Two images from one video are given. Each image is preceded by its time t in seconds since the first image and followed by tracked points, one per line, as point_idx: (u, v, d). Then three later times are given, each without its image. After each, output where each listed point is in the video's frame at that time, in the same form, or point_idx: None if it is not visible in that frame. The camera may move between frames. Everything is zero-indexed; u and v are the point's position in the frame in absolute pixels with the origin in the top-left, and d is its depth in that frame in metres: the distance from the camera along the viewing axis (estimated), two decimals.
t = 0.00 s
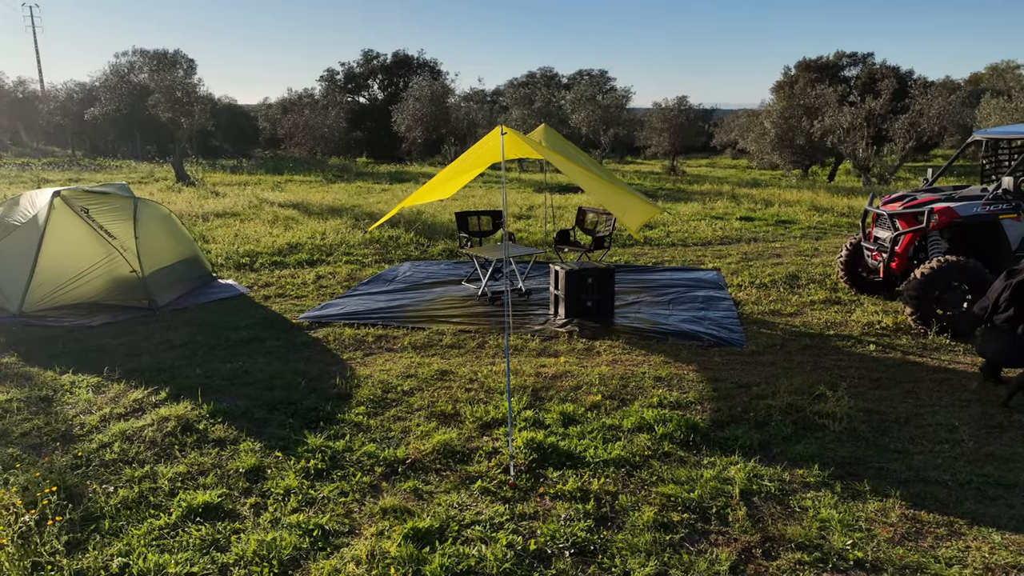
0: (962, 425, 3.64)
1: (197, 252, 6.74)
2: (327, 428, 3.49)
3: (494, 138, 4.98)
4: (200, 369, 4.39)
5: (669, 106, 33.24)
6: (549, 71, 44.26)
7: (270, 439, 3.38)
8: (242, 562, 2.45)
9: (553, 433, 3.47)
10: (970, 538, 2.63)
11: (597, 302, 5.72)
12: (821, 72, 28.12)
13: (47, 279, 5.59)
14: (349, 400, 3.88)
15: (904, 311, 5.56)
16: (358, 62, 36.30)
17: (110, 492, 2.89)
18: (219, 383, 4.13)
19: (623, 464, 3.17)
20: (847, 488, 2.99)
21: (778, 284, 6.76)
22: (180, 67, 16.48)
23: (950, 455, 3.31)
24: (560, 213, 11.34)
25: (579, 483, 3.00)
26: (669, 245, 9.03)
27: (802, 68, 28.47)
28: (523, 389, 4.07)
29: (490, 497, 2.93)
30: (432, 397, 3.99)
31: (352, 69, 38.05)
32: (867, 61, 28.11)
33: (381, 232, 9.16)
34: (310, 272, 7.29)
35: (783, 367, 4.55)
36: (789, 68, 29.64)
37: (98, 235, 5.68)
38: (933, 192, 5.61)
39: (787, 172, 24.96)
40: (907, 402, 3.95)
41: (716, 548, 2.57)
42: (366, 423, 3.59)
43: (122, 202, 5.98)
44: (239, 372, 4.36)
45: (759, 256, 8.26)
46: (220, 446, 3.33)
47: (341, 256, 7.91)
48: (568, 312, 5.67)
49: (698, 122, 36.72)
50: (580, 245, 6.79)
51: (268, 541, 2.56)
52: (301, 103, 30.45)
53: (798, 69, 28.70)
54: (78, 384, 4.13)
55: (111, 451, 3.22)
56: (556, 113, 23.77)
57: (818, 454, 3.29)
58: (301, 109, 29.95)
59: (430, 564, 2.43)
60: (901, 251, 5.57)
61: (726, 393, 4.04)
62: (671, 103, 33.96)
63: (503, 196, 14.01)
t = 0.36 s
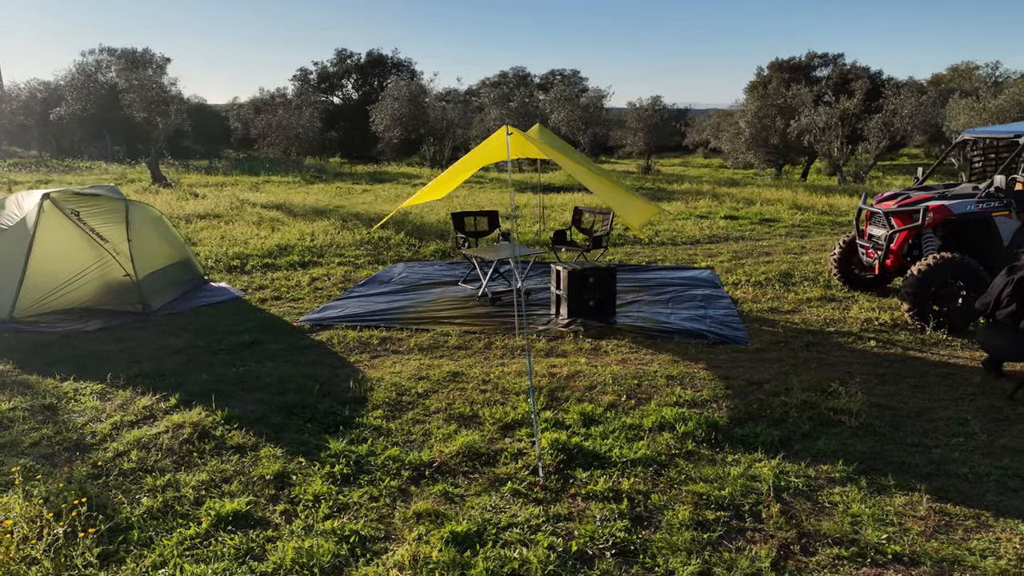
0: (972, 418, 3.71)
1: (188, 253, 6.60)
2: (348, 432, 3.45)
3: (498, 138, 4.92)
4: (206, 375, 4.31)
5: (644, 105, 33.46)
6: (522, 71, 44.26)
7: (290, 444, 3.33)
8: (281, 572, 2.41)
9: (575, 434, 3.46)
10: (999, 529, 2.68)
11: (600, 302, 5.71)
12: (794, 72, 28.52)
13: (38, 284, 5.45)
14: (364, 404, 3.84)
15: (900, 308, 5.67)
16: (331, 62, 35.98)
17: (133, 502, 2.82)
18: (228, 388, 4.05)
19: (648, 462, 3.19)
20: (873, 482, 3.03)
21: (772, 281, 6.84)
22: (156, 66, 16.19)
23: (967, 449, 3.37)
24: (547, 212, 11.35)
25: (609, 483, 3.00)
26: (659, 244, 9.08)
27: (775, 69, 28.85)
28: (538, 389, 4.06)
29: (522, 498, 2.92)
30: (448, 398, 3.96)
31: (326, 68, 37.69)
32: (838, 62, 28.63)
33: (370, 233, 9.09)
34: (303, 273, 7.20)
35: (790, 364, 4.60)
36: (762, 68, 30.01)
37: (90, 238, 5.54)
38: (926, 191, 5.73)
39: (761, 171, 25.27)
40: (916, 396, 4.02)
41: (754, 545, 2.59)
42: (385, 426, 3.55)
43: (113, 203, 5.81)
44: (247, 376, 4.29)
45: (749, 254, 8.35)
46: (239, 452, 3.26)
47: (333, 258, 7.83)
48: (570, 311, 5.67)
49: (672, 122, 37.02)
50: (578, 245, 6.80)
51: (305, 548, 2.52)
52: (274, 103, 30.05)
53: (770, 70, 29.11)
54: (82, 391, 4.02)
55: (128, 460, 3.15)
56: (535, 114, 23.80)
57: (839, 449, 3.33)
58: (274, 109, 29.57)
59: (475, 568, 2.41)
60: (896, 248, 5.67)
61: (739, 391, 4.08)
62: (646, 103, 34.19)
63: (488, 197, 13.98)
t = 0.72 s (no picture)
0: (981, 411, 3.79)
1: (179, 255, 6.47)
2: (370, 437, 3.41)
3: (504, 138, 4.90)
4: (213, 380, 4.22)
5: (619, 105, 33.63)
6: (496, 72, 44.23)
7: (313, 450, 3.28)
8: None
9: (599, 434, 3.47)
10: None
11: (602, 301, 5.72)
12: (767, 73, 28.88)
13: (29, 289, 5.29)
14: (381, 407, 3.79)
15: (895, 304, 5.78)
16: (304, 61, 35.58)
17: (159, 512, 2.75)
18: (240, 394, 3.98)
19: (675, 462, 3.20)
20: (897, 476, 3.07)
21: (766, 279, 6.92)
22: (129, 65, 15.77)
23: (981, 442, 3.44)
24: (533, 213, 11.34)
25: (640, 483, 3.01)
26: (649, 243, 9.12)
27: (748, 69, 29.19)
28: (553, 390, 4.06)
29: (554, 500, 2.92)
30: (464, 400, 3.94)
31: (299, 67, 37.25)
32: (809, 63, 29.12)
33: (360, 235, 9.00)
34: (296, 275, 7.10)
35: (797, 361, 4.65)
36: (736, 69, 30.36)
37: (82, 241, 5.40)
38: (920, 190, 5.85)
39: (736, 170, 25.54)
40: (924, 391, 4.09)
41: (792, 542, 2.62)
42: (406, 430, 3.52)
43: (105, 205, 5.68)
44: (256, 381, 4.21)
45: (739, 253, 8.43)
46: (262, 459, 3.21)
47: (325, 259, 7.73)
48: (572, 311, 5.67)
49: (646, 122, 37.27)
50: (576, 245, 6.81)
51: (345, 555, 2.49)
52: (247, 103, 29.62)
53: (744, 70, 29.48)
54: (86, 399, 3.92)
55: (148, 468, 3.07)
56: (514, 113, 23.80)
57: (859, 445, 3.38)
58: (247, 109, 29.15)
59: (520, 571, 2.40)
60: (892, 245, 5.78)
61: (752, 388, 4.12)
62: (621, 103, 34.36)
63: (471, 197, 13.95)
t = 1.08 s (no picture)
0: (988, 405, 3.87)
1: (172, 257, 6.34)
2: (391, 441, 3.38)
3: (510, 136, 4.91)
4: (220, 386, 4.15)
5: (596, 105, 33.78)
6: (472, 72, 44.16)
7: (335, 455, 3.24)
8: None
9: (620, 434, 3.47)
10: None
11: (604, 302, 5.71)
12: (742, 73, 29.21)
13: (20, 295, 5.15)
14: (397, 411, 3.75)
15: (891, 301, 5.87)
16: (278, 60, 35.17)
17: (187, 521, 2.70)
18: (251, 398, 3.92)
19: (700, 460, 3.22)
20: (918, 471, 3.13)
21: (761, 278, 6.99)
22: (100, 63, 15.31)
23: (993, 436, 3.51)
24: (521, 213, 11.33)
25: (669, 482, 3.02)
26: (640, 243, 9.16)
27: (724, 69, 29.50)
28: (568, 391, 4.05)
29: (585, 500, 2.91)
30: (480, 402, 3.92)
31: (272, 67, 36.82)
32: (783, 62, 29.45)
33: (350, 236, 8.91)
34: (290, 278, 7.01)
35: (803, 359, 4.71)
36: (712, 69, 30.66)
37: (75, 244, 5.27)
38: (913, 188, 5.96)
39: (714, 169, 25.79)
40: (931, 386, 4.17)
41: (826, 537, 2.64)
42: (426, 433, 3.49)
43: (97, 207, 5.51)
44: (265, 386, 4.15)
45: (730, 251, 8.51)
46: (284, 465, 3.16)
47: (317, 261, 7.65)
48: (574, 312, 5.65)
49: (623, 122, 37.48)
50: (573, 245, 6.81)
51: (385, 561, 2.46)
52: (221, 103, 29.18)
53: (719, 70, 29.79)
54: (92, 406, 3.82)
55: (169, 476, 3.01)
56: (493, 113, 23.77)
57: (876, 441, 3.43)
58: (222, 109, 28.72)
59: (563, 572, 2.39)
60: (887, 243, 5.88)
61: (763, 386, 4.15)
62: (598, 103, 34.50)
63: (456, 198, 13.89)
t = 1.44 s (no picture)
0: (993, 398, 3.96)
1: (164, 261, 6.22)
2: (413, 444, 3.35)
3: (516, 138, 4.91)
4: (230, 391, 4.08)
5: (572, 105, 33.91)
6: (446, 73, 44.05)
7: (359, 459, 3.20)
8: None
9: (641, 433, 3.48)
10: None
11: (605, 300, 5.72)
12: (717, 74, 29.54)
13: (13, 301, 5.01)
14: (414, 413, 3.73)
15: (885, 298, 5.97)
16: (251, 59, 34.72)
17: (216, 529, 2.64)
18: (263, 403, 3.86)
19: (723, 457, 3.24)
20: (936, 464, 3.19)
21: (754, 275, 7.08)
22: (69, 63, 14.85)
23: (1003, 429, 3.58)
24: (508, 213, 11.33)
25: (696, 480, 3.04)
26: (629, 242, 9.22)
27: (699, 70, 29.82)
28: (582, 391, 4.06)
29: (616, 500, 2.92)
30: (496, 403, 3.90)
31: (245, 66, 36.33)
32: (757, 63, 29.84)
33: (339, 237, 8.82)
34: (283, 280, 6.92)
35: (807, 355, 4.77)
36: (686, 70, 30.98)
37: (69, 248, 5.14)
38: (905, 187, 6.08)
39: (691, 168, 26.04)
40: (935, 380, 4.25)
41: (858, 531, 2.68)
42: (447, 435, 3.47)
43: (89, 210, 5.40)
44: (275, 390, 4.09)
45: (719, 250, 8.61)
46: (308, 470, 3.12)
47: (309, 263, 7.56)
48: (576, 311, 5.65)
49: (598, 122, 37.67)
50: (571, 245, 6.83)
51: (426, 565, 2.44)
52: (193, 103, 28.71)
53: (694, 70, 30.06)
54: (99, 414, 3.73)
55: (192, 484, 2.95)
56: (472, 113, 23.71)
57: (891, 435, 3.48)
58: (194, 109, 28.25)
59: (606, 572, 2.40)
60: (880, 241, 5.99)
61: (773, 383, 4.20)
62: (574, 103, 34.63)
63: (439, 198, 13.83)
